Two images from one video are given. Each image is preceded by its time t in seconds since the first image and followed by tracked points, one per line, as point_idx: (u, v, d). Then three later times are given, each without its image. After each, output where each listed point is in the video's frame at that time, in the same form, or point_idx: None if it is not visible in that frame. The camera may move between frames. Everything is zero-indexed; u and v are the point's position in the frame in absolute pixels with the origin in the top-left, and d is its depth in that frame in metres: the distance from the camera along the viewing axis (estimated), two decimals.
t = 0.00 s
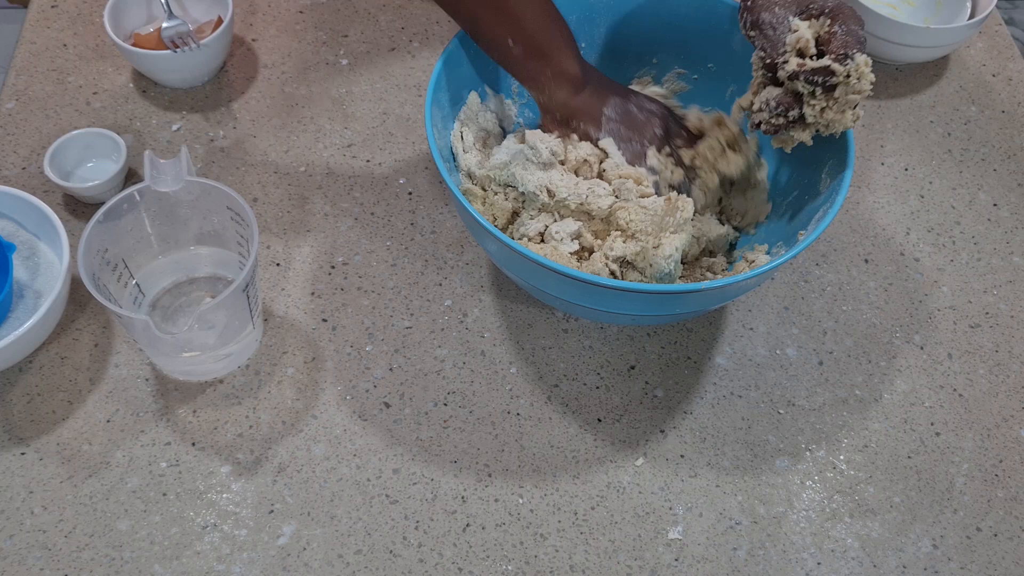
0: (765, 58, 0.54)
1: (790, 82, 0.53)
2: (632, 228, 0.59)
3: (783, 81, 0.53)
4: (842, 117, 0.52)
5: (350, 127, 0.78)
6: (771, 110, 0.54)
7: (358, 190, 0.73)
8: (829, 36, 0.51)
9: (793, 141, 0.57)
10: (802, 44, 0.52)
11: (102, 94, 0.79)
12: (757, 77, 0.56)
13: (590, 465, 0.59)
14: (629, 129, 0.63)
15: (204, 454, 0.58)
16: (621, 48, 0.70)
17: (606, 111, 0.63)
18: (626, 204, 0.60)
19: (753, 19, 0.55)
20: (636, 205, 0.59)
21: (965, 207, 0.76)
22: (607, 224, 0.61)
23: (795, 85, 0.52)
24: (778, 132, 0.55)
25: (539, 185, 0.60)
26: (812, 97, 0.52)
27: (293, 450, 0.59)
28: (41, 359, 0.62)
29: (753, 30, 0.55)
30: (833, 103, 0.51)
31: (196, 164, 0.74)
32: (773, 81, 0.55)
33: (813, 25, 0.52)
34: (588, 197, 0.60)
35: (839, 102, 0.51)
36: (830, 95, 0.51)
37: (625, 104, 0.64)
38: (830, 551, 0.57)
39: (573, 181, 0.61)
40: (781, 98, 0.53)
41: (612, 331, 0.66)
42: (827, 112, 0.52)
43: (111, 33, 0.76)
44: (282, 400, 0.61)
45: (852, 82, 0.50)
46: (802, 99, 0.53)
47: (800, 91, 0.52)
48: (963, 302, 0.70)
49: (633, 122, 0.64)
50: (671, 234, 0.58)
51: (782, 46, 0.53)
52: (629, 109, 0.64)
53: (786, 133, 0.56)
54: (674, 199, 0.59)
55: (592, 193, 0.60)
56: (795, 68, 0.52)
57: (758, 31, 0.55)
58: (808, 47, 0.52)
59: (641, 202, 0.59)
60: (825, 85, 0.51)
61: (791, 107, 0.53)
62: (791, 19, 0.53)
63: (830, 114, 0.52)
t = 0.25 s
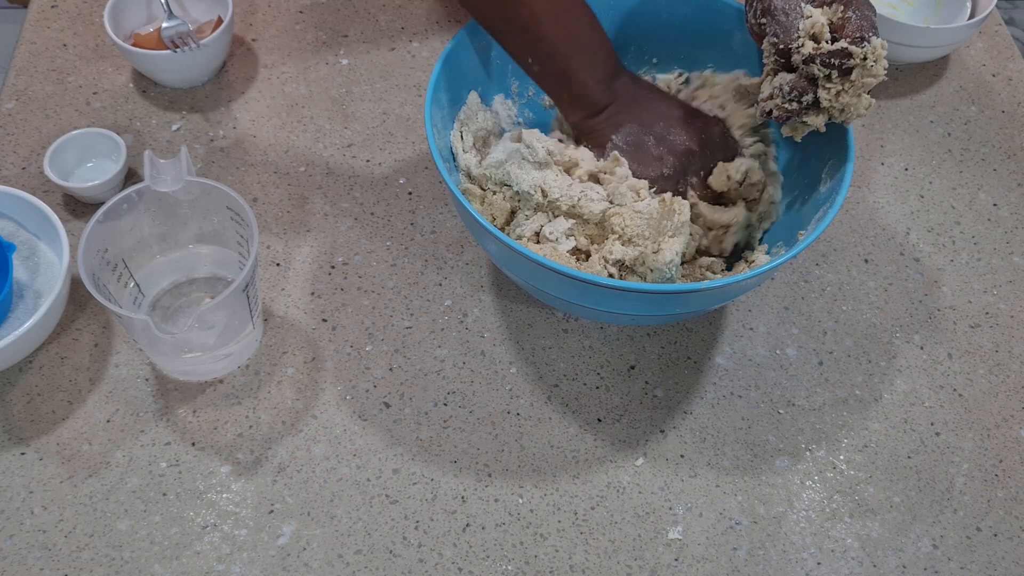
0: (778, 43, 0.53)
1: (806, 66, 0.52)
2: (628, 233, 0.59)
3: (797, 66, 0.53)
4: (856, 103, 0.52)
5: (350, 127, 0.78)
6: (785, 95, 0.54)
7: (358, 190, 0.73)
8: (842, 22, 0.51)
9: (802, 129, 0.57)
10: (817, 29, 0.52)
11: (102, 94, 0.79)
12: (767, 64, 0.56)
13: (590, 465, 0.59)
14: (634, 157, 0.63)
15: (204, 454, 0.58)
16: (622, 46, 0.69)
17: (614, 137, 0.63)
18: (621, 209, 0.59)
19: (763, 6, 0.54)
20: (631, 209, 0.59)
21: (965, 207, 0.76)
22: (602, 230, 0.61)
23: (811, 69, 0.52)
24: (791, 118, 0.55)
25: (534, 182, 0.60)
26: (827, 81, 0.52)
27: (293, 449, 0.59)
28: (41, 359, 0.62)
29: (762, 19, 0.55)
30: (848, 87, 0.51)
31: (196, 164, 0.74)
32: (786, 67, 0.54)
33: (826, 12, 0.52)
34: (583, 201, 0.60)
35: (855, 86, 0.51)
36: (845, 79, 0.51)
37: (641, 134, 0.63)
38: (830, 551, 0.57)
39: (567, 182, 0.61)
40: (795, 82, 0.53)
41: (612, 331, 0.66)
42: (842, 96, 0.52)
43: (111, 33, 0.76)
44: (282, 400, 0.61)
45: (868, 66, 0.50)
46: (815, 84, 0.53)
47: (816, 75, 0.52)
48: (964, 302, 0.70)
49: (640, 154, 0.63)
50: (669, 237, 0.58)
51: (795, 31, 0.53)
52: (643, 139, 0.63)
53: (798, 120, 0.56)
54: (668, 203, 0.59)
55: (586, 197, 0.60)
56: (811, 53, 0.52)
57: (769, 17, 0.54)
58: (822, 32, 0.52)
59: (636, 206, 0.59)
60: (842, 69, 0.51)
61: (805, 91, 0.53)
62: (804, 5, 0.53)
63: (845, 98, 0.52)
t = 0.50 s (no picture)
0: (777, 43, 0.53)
1: (806, 65, 0.52)
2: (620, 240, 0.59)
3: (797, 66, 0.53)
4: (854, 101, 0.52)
5: (350, 127, 0.78)
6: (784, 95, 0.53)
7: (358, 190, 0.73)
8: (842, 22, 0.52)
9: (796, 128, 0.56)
10: (817, 28, 0.52)
11: (102, 94, 0.79)
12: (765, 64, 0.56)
13: (590, 465, 0.59)
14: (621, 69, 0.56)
15: (204, 454, 0.58)
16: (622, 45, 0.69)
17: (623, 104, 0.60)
18: (608, 220, 0.59)
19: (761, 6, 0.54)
20: (618, 219, 0.59)
21: (965, 207, 0.76)
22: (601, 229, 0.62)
23: (812, 68, 0.52)
24: (791, 118, 0.54)
25: (521, 186, 0.60)
26: (827, 80, 0.52)
27: (293, 449, 0.59)
28: (41, 359, 0.62)
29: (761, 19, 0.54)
30: (848, 86, 0.51)
31: (196, 164, 0.74)
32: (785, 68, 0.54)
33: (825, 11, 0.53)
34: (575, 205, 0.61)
35: (856, 86, 0.51)
36: (845, 78, 0.51)
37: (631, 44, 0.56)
38: (830, 551, 0.57)
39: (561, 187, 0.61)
40: (796, 81, 0.53)
41: (612, 331, 0.66)
42: (842, 96, 0.52)
43: (111, 33, 0.76)
44: (282, 400, 0.61)
45: (869, 65, 0.51)
46: (815, 83, 0.52)
47: (816, 74, 0.52)
48: (964, 302, 0.70)
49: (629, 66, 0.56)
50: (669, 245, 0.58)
51: (795, 30, 0.52)
52: (633, 52, 0.56)
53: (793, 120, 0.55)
54: (655, 206, 0.58)
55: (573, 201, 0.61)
56: (811, 52, 0.51)
57: (769, 15, 0.54)
58: (823, 31, 0.52)
59: (621, 215, 0.59)
60: (843, 69, 0.51)
61: (805, 91, 0.53)
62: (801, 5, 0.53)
63: (846, 97, 0.52)
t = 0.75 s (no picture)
0: (777, 41, 0.53)
1: (805, 65, 0.52)
2: (631, 233, 0.59)
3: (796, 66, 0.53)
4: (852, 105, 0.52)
5: (350, 127, 0.78)
6: (781, 93, 0.53)
7: (358, 190, 0.73)
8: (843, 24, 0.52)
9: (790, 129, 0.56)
10: (818, 28, 0.52)
11: (102, 94, 0.79)
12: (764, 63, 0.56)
13: (590, 465, 0.59)
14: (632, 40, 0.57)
15: (204, 454, 0.58)
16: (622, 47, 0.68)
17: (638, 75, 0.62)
18: (625, 207, 0.59)
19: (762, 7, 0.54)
20: (635, 208, 0.59)
21: (965, 207, 0.76)
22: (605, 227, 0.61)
23: (811, 67, 0.52)
24: (787, 117, 0.54)
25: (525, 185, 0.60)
26: (825, 80, 0.52)
27: (293, 450, 0.59)
28: (41, 359, 0.62)
29: (761, 19, 0.54)
30: (846, 88, 0.51)
31: (196, 164, 0.74)
32: (784, 67, 0.54)
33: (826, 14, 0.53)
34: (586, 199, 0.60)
35: (854, 87, 0.51)
36: (844, 79, 0.51)
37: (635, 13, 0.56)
38: (830, 551, 0.57)
39: (566, 183, 0.60)
40: (794, 80, 0.53)
41: (612, 331, 0.66)
42: (839, 98, 0.52)
43: (111, 33, 0.76)
44: (282, 400, 0.61)
45: (868, 67, 0.51)
46: (813, 83, 0.53)
47: (814, 74, 0.52)
48: (964, 302, 0.70)
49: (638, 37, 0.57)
50: (672, 240, 0.58)
51: (796, 29, 0.52)
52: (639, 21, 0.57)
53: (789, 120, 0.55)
54: (672, 203, 0.58)
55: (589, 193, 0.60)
56: (811, 51, 0.52)
57: (770, 14, 0.54)
58: (823, 31, 0.52)
59: (639, 205, 0.59)
60: (843, 69, 0.51)
61: (803, 91, 0.53)
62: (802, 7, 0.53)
63: (843, 98, 0.52)
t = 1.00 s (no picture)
0: (780, 33, 0.53)
1: (808, 57, 0.52)
2: (630, 232, 0.58)
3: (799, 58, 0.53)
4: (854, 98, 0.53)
5: (350, 127, 0.78)
6: (784, 84, 0.53)
7: (358, 190, 0.73)
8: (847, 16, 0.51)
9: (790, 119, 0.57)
10: (823, 20, 0.51)
11: (102, 94, 0.79)
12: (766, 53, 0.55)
13: (590, 465, 0.59)
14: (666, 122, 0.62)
15: (204, 454, 0.58)
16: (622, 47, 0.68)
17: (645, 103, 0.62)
18: (623, 207, 0.59)
19: None
20: (634, 207, 0.58)
21: (965, 207, 0.76)
22: (603, 228, 0.61)
23: (814, 59, 0.52)
24: (788, 108, 0.55)
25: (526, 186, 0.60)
26: (827, 73, 0.52)
27: (293, 449, 0.59)
28: (41, 359, 0.62)
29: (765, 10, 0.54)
30: (849, 80, 0.52)
31: (196, 164, 0.74)
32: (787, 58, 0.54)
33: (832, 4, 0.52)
34: (584, 199, 0.60)
35: (857, 80, 0.52)
36: (846, 72, 0.51)
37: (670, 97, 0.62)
38: (830, 551, 0.57)
39: (565, 182, 0.61)
40: (796, 72, 0.53)
41: (612, 331, 0.66)
42: (842, 90, 0.52)
43: (111, 33, 0.76)
44: (282, 400, 0.61)
45: (871, 60, 0.51)
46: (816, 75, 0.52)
47: (817, 66, 0.52)
48: (964, 302, 0.70)
49: (673, 117, 0.62)
50: (673, 237, 0.58)
51: (800, 21, 0.52)
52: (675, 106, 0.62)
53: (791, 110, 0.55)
54: (671, 200, 0.58)
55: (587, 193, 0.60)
56: (814, 44, 0.51)
57: (774, 5, 0.53)
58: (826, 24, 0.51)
59: (638, 204, 0.58)
60: (846, 63, 0.51)
61: (805, 83, 0.53)
62: None
63: (845, 91, 0.52)
